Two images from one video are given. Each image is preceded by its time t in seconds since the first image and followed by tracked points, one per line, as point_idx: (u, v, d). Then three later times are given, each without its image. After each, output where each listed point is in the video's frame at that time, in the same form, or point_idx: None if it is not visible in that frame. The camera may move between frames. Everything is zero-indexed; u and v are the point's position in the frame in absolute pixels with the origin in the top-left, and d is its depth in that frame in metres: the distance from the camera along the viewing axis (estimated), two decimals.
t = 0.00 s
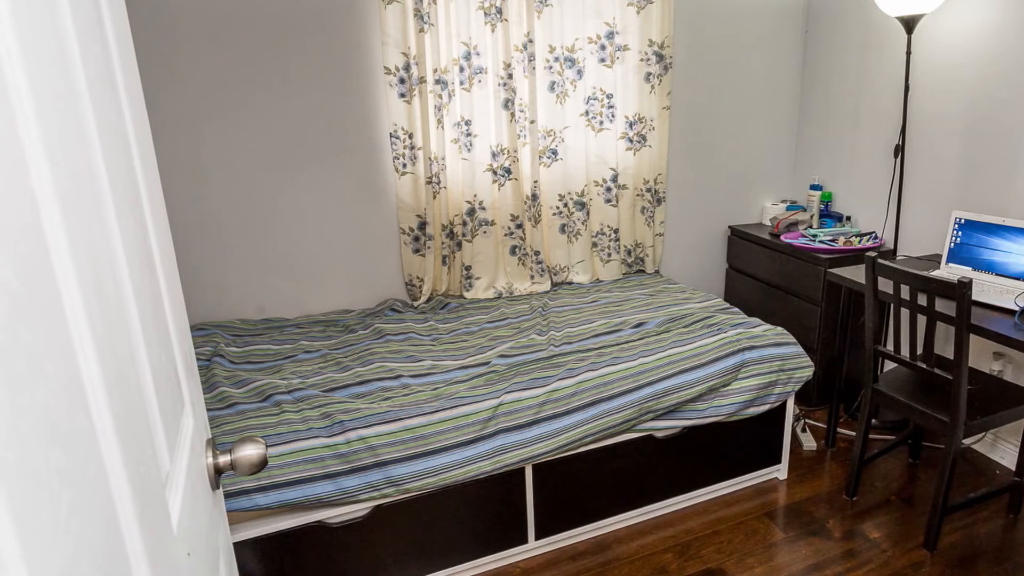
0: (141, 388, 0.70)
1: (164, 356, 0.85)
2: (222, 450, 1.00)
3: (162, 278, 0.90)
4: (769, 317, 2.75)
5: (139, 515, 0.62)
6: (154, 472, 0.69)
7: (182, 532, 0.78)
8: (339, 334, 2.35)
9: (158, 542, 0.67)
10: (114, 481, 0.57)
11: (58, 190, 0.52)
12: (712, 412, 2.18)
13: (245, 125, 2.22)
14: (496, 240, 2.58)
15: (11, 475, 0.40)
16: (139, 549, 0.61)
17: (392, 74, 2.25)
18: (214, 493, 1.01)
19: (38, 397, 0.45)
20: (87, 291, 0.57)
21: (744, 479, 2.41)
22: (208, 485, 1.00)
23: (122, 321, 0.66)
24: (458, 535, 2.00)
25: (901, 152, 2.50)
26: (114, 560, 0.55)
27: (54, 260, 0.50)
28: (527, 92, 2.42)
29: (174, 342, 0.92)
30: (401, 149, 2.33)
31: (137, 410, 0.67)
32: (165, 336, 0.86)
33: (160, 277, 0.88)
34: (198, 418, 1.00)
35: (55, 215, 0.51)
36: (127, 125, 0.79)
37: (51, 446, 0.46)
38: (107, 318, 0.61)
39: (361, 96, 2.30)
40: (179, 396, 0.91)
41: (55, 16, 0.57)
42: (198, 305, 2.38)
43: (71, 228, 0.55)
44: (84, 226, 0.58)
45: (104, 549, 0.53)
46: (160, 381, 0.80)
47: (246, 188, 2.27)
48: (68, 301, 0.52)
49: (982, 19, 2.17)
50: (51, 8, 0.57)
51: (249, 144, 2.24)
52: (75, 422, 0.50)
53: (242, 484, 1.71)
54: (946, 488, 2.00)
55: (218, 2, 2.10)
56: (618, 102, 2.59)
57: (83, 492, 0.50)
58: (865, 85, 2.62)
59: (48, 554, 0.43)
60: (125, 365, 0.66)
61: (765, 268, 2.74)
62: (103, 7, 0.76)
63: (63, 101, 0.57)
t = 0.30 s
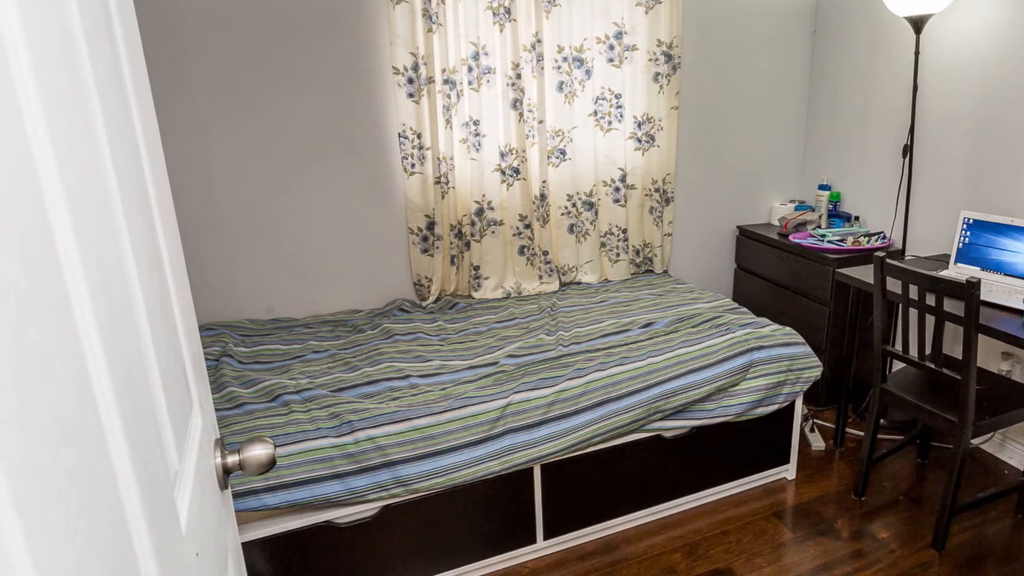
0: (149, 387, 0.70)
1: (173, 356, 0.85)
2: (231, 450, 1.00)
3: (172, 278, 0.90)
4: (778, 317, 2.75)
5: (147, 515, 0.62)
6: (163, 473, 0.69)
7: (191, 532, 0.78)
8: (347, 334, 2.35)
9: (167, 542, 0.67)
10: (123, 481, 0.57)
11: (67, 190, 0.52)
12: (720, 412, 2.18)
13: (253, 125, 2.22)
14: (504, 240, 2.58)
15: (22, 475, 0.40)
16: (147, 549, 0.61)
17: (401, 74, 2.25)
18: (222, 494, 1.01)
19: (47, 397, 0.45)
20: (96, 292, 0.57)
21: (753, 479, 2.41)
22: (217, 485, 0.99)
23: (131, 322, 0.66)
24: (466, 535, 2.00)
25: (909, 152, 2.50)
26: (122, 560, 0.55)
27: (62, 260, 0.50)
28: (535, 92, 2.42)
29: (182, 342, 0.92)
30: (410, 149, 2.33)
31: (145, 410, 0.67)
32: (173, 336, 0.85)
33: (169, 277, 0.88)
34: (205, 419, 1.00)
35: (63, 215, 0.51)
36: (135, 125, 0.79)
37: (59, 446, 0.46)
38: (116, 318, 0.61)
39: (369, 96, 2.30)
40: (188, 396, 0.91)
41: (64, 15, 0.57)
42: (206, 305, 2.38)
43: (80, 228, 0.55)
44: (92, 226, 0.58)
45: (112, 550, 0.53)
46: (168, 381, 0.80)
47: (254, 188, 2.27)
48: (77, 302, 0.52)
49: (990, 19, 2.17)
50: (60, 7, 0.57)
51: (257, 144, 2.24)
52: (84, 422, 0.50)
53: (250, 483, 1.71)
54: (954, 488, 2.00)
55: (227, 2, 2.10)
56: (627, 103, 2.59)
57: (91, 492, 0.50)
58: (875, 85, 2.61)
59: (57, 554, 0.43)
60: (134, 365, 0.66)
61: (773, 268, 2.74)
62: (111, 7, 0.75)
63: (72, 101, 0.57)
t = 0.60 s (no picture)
0: (157, 387, 0.70)
1: (181, 356, 0.84)
2: (240, 450, 0.99)
3: (180, 278, 0.90)
4: (786, 317, 2.75)
5: (155, 515, 0.62)
6: (171, 472, 0.69)
7: (199, 532, 0.78)
8: (355, 334, 2.35)
9: (175, 542, 0.67)
10: (131, 481, 0.57)
11: (74, 188, 0.52)
12: (728, 412, 2.18)
13: (260, 125, 2.22)
14: (512, 240, 2.58)
15: (29, 475, 0.40)
16: (155, 549, 0.61)
17: (408, 74, 2.25)
18: (230, 493, 1.00)
19: (54, 397, 0.45)
20: (103, 291, 0.57)
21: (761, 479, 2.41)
22: (224, 485, 0.99)
23: (140, 322, 0.66)
24: (474, 535, 2.00)
25: (917, 152, 2.50)
26: (130, 560, 0.55)
27: (70, 259, 0.50)
28: (543, 92, 2.43)
29: (190, 342, 0.91)
30: (418, 149, 2.34)
31: (153, 410, 0.67)
32: (182, 336, 0.85)
33: (177, 277, 0.87)
34: (213, 419, 1.00)
35: (71, 213, 0.51)
36: (142, 123, 0.79)
37: (67, 447, 0.46)
38: (124, 318, 0.61)
39: (377, 96, 2.30)
40: (196, 396, 0.91)
41: (71, 13, 0.57)
42: (214, 304, 2.38)
43: (88, 227, 0.54)
44: (99, 225, 0.58)
45: (120, 550, 0.53)
46: (177, 381, 0.80)
47: (262, 188, 2.27)
48: (84, 301, 0.52)
49: (999, 19, 2.17)
50: (67, 5, 0.56)
51: (263, 144, 2.24)
52: (91, 422, 0.50)
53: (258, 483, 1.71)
54: (962, 488, 2.00)
55: (235, 2, 2.10)
56: (635, 103, 2.59)
57: (99, 492, 0.50)
58: (884, 86, 2.61)
59: (63, 555, 0.43)
60: (142, 365, 0.65)
61: (781, 268, 2.74)
62: (120, 7, 0.75)
63: (80, 100, 0.56)
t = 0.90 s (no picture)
0: (165, 387, 0.70)
1: (189, 356, 0.84)
2: (249, 450, 0.99)
3: (188, 279, 0.89)
4: (794, 317, 2.76)
5: (163, 515, 0.62)
6: (179, 472, 0.68)
7: (207, 532, 0.78)
8: (363, 334, 2.35)
9: (183, 543, 0.67)
10: (139, 480, 0.57)
11: (83, 188, 0.52)
12: (737, 412, 2.18)
13: (267, 125, 2.22)
14: (520, 241, 2.58)
15: (38, 475, 0.40)
16: (164, 549, 0.61)
17: (417, 74, 2.25)
18: (238, 494, 1.00)
19: (63, 397, 0.45)
20: (111, 291, 0.56)
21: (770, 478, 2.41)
22: (233, 486, 0.98)
23: (148, 321, 0.66)
24: (483, 535, 1.99)
25: (926, 153, 2.50)
26: (139, 560, 0.55)
27: (78, 259, 0.50)
28: (552, 92, 2.43)
29: (199, 342, 0.91)
30: (426, 149, 2.34)
31: (161, 409, 0.67)
32: (190, 336, 0.85)
33: (185, 278, 0.87)
34: (222, 419, 0.99)
35: (79, 214, 0.51)
36: (150, 123, 0.78)
37: (76, 448, 0.45)
38: (133, 318, 0.61)
39: (384, 96, 2.30)
40: (204, 396, 0.90)
41: (80, 13, 0.57)
42: (222, 304, 2.39)
43: (96, 226, 0.54)
44: (107, 224, 0.57)
45: (129, 551, 0.53)
46: (185, 381, 0.80)
47: (270, 188, 2.27)
48: (92, 302, 0.52)
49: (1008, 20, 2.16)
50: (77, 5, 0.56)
51: (271, 144, 2.24)
52: (100, 423, 0.50)
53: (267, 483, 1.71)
54: (970, 488, 2.00)
55: (244, 2, 2.10)
56: (643, 103, 2.60)
57: (107, 492, 0.50)
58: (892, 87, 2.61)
59: (72, 555, 0.43)
60: (150, 364, 0.65)
61: (789, 268, 2.75)
62: (129, 8, 0.75)
63: (89, 99, 0.56)
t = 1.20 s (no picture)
0: (174, 386, 0.69)
1: (197, 354, 0.84)
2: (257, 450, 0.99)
3: (197, 278, 0.89)
4: (808, 316, 2.88)
5: (170, 514, 0.62)
6: (186, 471, 0.68)
7: (215, 531, 0.78)
8: (371, 335, 2.36)
9: (191, 542, 0.67)
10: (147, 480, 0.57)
11: (91, 191, 0.51)
12: (744, 412, 2.18)
13: (274, 125, 2.21)
14: (529, 241, 2.61)
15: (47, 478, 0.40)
16: (171, 549, 0.61)
17: (424, 74, 2.29)
18: (246, 494, 0.99)
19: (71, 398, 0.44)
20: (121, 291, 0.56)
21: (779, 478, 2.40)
22: (242, 486, 0.98)
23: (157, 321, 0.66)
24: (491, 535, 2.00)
25: (935, 153, 2.53)
26: (146, 562, 0.55)
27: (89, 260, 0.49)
28: (560, 92, 2.47)
29: (207, 340, 0.91)
30: (434, 148, 2.38)
31: (169, 408, 0.66)
32: (198, 334, 0.85)
33: (194, 276, 0.87)
34: (230, 417, 0.99)
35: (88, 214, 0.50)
36: (161, 122, 0.78)
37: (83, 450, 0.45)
38: (143, 318, 0.61)
39: (393, 96, 2.30)
40: (212, 394, 0.90)
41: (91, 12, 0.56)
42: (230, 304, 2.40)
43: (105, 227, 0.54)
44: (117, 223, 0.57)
45: (135, 550, 0.53)
46: (193, 379, 0.80)
47: (276, 188, 2.26)
48: (103, 302, 0.51)
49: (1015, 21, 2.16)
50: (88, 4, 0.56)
51: (278, 143, 2.23)
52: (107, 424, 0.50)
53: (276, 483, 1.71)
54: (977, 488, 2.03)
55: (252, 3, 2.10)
56: (652, 102, 2.63)
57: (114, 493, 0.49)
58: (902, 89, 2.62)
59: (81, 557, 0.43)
60: (159, 363, 0.65)
61: (800, 269, 2.86)
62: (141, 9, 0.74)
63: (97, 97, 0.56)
